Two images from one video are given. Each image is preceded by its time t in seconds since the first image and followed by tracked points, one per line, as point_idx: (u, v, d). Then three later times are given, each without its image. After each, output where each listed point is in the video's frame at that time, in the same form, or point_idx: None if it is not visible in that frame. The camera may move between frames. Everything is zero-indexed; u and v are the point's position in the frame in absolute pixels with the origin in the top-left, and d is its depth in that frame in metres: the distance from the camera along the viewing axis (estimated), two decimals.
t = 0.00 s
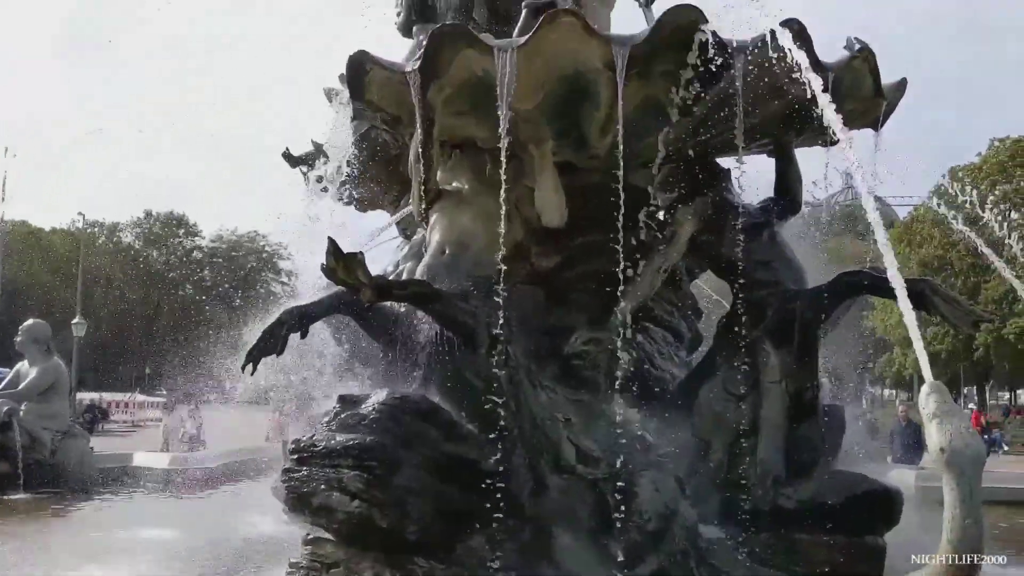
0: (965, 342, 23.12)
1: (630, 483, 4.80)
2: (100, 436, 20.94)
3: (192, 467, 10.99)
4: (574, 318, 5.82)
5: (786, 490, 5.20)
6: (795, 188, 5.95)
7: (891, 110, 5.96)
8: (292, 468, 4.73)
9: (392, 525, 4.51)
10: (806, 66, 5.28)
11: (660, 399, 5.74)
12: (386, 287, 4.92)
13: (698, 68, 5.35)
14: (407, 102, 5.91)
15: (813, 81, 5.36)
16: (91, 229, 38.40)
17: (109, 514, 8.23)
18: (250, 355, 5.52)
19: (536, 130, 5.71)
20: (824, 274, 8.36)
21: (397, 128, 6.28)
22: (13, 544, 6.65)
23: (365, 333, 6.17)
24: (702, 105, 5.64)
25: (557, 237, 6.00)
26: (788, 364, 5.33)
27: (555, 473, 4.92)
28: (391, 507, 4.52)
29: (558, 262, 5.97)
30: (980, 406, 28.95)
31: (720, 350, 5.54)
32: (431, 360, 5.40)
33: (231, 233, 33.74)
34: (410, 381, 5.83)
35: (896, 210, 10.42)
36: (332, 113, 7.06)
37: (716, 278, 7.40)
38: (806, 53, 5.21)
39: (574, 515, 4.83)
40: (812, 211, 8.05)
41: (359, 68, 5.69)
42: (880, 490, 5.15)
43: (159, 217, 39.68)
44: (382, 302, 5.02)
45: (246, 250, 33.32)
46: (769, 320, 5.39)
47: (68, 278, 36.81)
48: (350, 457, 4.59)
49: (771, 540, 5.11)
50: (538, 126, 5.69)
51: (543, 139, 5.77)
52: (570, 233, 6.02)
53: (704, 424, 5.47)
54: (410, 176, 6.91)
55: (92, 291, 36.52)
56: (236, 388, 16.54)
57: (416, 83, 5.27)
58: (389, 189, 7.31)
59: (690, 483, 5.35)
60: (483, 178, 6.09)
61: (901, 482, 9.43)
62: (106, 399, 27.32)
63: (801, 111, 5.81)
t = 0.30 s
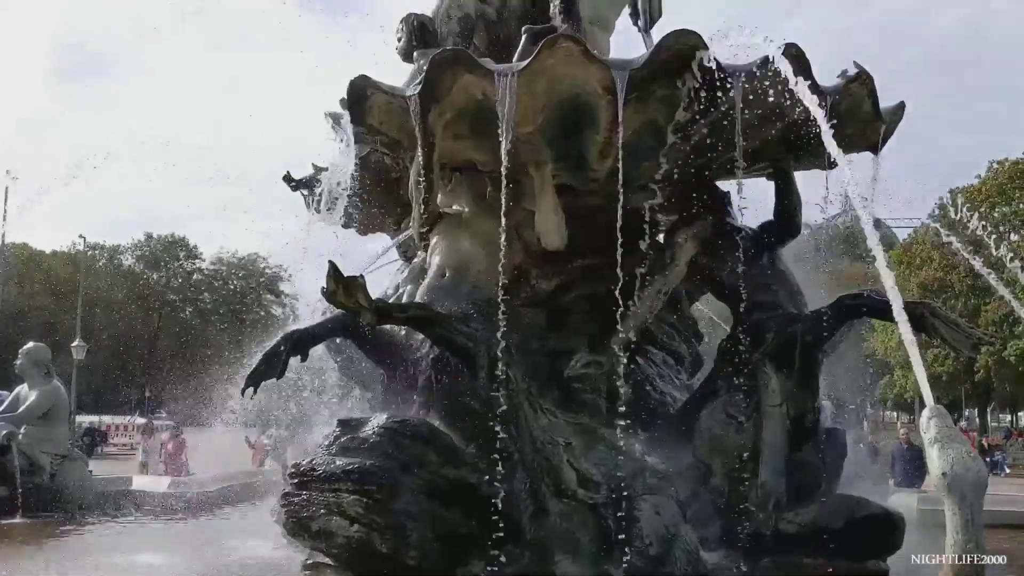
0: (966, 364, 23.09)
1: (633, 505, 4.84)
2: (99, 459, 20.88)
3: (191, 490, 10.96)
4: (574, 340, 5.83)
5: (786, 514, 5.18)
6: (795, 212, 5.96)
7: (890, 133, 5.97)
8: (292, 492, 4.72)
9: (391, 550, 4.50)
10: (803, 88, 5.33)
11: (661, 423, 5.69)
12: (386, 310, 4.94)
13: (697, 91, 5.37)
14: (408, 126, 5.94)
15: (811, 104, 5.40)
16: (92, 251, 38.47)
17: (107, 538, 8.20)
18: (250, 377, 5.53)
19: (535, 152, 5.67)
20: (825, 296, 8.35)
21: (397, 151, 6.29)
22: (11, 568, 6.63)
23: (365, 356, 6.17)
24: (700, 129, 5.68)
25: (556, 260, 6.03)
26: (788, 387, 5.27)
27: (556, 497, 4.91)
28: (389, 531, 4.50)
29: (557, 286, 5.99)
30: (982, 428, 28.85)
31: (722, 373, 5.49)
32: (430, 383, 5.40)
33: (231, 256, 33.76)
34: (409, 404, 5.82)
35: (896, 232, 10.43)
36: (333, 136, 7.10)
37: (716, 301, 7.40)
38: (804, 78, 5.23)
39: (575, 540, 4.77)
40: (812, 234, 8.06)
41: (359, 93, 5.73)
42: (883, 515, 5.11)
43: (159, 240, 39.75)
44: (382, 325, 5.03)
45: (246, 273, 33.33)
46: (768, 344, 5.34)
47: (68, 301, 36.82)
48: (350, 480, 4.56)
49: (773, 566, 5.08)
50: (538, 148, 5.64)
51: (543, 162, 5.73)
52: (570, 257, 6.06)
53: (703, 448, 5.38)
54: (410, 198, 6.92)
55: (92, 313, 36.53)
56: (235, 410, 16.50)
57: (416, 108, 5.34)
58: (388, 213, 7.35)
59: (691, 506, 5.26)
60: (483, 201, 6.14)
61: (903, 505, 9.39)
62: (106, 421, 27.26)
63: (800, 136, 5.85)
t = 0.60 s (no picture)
0: (967, 393, 23.02)
1: (634, 536, 4.88)
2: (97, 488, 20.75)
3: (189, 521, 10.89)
4: (575, 370, 5.81)
5: (788, 546, 5.14)
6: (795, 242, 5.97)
7: (888, 163, 6.00)
8: (291, 524, 4.72)
9: None
10: (801, 121, 5.39)
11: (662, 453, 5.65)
12: (386, 340, 4.93)
13: (697, 122, 5.44)
14: (410, 157, 5.99)
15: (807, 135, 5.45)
16: (92, 279, 38.50)
17: (104, 569, 8.13)
18: (249, 408, 5.50)
19: (535, 182, 5.73)
20: (825, 325, 8.35)
21: (397, 183, 6.34)
22: None
23: (365, 386, 6.14)
24: (699, 158, 5.76)
25: (556, 289, 6.00)
26: (788, 418, 5.26)
27: (557, 528, 4.87)
28: (389, 564, 4.52)
29: (558, 315, 5.99)
30: (984, 458, 28.70)
31: (723, 404, 5.47)
32: (431, 413, 5.29)
33: (232, 284, 33.80)
34: (409, 435, 5.80)
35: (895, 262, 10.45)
36: (334, 166, 7.13)
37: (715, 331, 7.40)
38: (803, 109, 5.27)
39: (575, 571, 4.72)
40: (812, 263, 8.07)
41: (361, 125, 5.79)
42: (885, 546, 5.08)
43: (160, 268, 39.79)
44: (382, 354, 5.02)
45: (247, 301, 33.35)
46: (769, 375, 5.34)
47: (68, 329, 36.80)
48: (349, 512, 4.56)
49: None
50: (538, 178, 5.70)
51: (543, 193, 5.79)
52: (571, 285, 6.01)
53: (704, 479, 5.37)
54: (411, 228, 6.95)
55: (92, 341, 36.48)
56: (234, 439, 16.43)
57: (416, 139, 5.38)
58: (389, 243, 7.36)
59: (693, 537, 5.24)
60: (482, 229, 6.07)
61: (906, 535, 9.32)
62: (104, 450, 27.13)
63: (797, 167, 5.92)
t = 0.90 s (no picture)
0: (967, 420, 22.95)
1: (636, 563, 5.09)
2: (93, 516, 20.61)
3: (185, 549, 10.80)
4: (576, 396, 5.96)
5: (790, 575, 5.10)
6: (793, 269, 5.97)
7: (886, 191, 6.02)
8: (287, 552, 4.67)
9: None
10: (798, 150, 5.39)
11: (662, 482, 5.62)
12: (385, 367, 4.92)
13: (694, 149, 5.47)
14: (411, 185, 6.01)
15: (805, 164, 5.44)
16: (91, 304, 38.47)
17: None
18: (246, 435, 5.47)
19: (535, 209, 5.72)
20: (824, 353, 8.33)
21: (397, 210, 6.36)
22: None
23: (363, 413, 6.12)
24: (698, 186, 5.75)
25: (554, 316, 5.96)
26: (788, 445, 5.26)
27: (557, 557, 4.92)
28: None
29: (557, 342, 5.96)
30: (985, 486, 28.54)
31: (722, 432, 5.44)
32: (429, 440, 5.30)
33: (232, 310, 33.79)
34: (407, 463, 5.77)
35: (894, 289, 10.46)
36: (334, 192, 7.14)
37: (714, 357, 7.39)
38: (801, 137, 5.29)
39: None
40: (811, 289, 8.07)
41: (360, 152, 5.80)
42: None
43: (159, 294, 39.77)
44: (381, 381, 5.01)
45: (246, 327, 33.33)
46: (768, 403, 5.32)
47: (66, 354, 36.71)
48: (346, 540, 4.53)
49: None
50: (537, 204, 5.69)
51: (541, 219, 5.77)
52: (570, 312, 5.99)
53: (704, 508, 5.33)
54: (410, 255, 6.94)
55: (90, 367, 36.38)
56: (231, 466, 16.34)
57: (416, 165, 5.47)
58: (387, 269, 7.34)
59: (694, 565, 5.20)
60: (481, 255, 6.01)
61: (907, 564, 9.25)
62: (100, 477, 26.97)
63: (796, 194, 5.91)
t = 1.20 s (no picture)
0: (967, 442, 22.89)
1: None
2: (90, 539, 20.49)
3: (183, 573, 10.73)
4: (574, 419, 5.91)
5: None
6: (792, 291, 5.99)
7: (884, 213, 6.04)
8: None
9: None
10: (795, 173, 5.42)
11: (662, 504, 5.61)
12: (384, 390, 4.93)
13: (690, 173, 5.53)
14: (409, 206, 6.01)
15: (803, 187, 5.47)
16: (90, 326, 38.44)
17: None
18: (245, 458, 5.46)
19: (533, 231, 5.72)
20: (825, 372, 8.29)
21: (394, 232, 6.35)
22: None
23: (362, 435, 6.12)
24: (696, 209, 5.78)
25: (552, 337, 5.99)
26: (787, 467, 5.18)
27: None
28: None
29: (556, 363, 5.97)
30: (986, 508, 28.42)
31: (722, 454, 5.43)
32: (428, 463, 5.30)
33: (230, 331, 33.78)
34: (406, 485, 5.76)
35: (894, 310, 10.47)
36: (333, 215, 7.16)
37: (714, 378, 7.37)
38: (797, 160, 5.32)
39: None
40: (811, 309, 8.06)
41: (360, 175, 5.85)
42: None
43: (158, 315, 39.75)
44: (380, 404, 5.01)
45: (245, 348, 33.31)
46: (768, 425, 5.31)
47: (64, 376, 36.63)
48: (345, 563, 4.51)
49: None
50: (534, 227, 5.70)
51: (541, 241, 5.76)
52: (568, 334, 6.03)
53: (704, 531, 5.31)
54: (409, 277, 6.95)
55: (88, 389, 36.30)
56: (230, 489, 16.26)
57: (416, 188, 5.46)
58: (386, 291, 7.33)
59: None
60: (480, 277, 6.03)
61: None
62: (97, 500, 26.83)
63: (794, 217, 5.93)
